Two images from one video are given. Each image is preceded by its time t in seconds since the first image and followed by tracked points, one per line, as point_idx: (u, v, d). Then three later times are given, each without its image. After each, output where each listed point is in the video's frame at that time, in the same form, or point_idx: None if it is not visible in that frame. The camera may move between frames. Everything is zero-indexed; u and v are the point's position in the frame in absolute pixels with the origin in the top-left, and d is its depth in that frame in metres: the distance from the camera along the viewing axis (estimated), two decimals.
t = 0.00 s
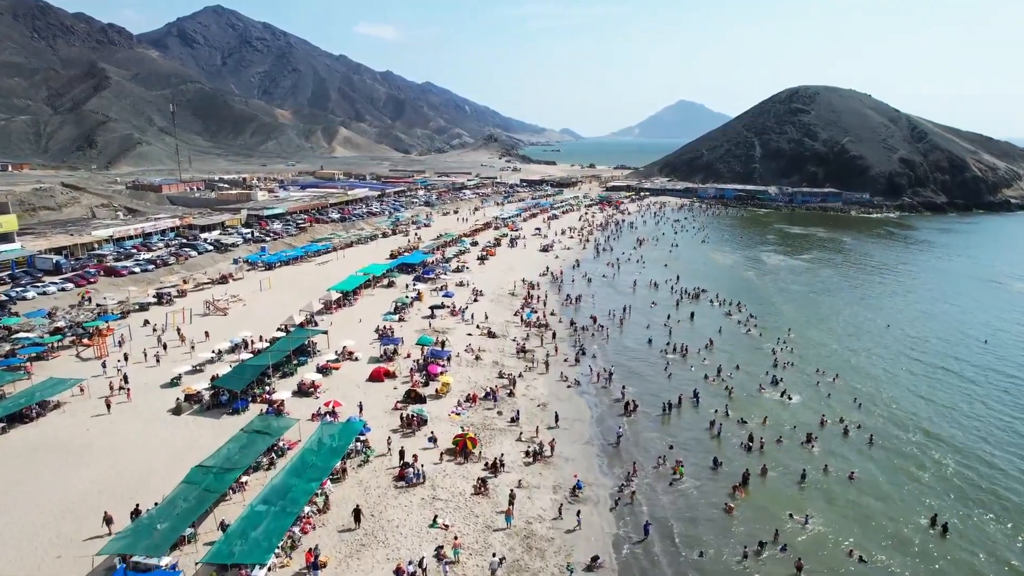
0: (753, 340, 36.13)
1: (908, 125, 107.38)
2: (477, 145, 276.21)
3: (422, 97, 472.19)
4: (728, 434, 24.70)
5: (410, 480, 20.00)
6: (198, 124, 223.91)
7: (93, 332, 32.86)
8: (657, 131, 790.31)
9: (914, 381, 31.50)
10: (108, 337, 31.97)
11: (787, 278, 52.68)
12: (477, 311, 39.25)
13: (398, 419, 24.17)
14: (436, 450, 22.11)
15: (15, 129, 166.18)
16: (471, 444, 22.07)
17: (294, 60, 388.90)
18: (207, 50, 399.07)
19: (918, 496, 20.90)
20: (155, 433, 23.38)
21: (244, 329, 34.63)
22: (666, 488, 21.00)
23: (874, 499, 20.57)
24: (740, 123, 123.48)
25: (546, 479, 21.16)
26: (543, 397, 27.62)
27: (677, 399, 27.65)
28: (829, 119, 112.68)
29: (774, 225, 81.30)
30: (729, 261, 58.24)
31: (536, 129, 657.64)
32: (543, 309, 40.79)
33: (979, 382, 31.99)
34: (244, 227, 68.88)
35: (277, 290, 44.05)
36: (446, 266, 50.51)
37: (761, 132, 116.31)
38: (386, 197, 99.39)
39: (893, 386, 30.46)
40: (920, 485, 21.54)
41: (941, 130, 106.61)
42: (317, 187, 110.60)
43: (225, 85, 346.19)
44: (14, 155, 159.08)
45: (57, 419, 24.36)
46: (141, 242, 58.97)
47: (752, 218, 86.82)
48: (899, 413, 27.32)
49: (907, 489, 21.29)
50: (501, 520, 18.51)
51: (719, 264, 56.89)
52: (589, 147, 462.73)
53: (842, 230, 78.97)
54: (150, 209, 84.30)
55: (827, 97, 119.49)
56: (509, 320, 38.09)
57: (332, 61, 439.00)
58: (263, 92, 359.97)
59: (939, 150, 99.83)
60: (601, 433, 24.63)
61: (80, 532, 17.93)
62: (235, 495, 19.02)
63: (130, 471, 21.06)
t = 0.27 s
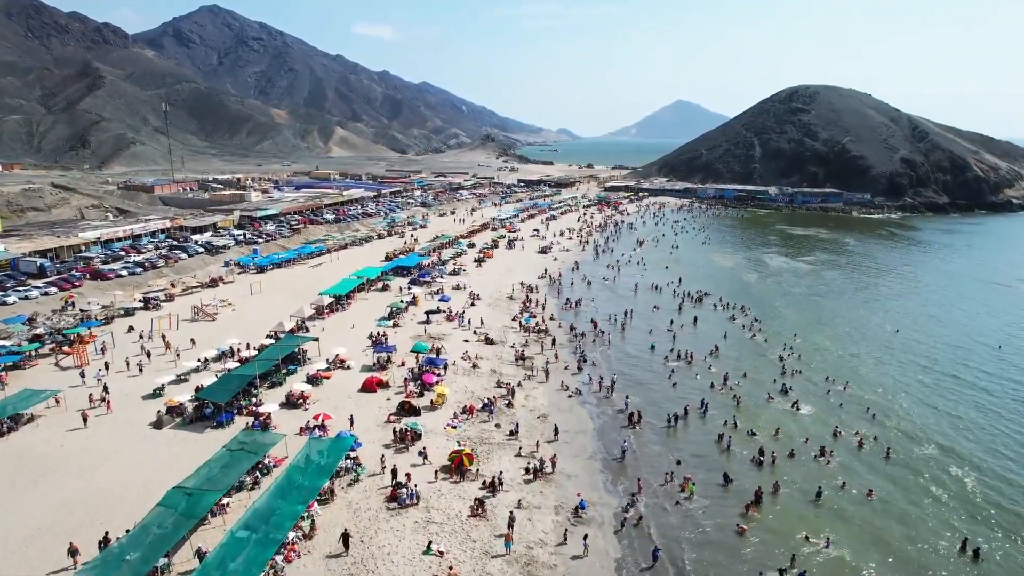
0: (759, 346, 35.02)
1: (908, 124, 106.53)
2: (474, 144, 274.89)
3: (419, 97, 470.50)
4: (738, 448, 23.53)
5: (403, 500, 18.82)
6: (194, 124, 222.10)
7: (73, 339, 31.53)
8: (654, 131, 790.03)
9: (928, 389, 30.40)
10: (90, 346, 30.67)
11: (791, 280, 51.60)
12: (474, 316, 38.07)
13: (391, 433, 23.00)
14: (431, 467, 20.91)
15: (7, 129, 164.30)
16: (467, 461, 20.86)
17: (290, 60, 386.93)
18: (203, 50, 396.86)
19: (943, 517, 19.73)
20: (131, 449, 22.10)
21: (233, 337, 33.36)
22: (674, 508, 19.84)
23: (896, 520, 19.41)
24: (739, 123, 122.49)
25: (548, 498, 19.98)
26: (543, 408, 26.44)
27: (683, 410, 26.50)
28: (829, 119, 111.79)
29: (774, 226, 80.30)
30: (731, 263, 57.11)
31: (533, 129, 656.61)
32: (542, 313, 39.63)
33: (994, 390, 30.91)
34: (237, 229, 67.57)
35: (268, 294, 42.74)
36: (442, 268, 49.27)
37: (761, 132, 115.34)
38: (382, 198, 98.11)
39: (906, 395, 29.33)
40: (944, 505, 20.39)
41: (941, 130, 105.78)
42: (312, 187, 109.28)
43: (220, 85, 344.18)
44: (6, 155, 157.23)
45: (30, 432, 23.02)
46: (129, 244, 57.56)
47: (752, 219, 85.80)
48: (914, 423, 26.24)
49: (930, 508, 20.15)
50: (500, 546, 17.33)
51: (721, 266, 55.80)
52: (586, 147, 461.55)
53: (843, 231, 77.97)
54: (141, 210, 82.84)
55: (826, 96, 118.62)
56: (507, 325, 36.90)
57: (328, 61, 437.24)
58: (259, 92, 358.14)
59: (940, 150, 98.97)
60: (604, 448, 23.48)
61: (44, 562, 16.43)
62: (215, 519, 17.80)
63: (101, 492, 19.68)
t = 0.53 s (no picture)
0: (765, 353, 33.93)
1: (909, 124, 105.70)
2: (471, 144, 273.57)
3: (416, 96, 468.81)
4: (749, 464, 22.37)
5: (395, 523, 17.67)
6: (189, 123, 220.20)
7: (53, 348, 30.20)
8: (651, 130, 789.58)
9: (942, 398, 29.31)
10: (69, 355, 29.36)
11: (795, 283, 50.56)
12: (471, 321, 36.91)
13: (384, 449, 21.84)
14: (425, 487, 19.72)
15: None
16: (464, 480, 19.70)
17: (286, 59, 384.95)
18: (199, 50, 394.67)
19: (970, 539, 18.56)
20: (107, 467, 20.81)
21: (220, 344, 32.10)
22: (684, 530, 18.71)
23: (921, 544, 18.23)
24: (739, 123, 121.56)
25: (549, 521, 18.83)
26: (543, 421, 25.28)
27: (689, 423, 25.35)
28: (830, 119, 110.90)
29: (775, 227, 79.32)
30: (733, 266, 56.04)
31: (530, 130, 655.34)
32: (541, 318, 38.49)
33: (1011, 399, 29.82)
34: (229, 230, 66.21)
35: (258, 299, 41.46)
36: (438, 271, 48.02)
37: (760, 132, 114.42)
38: (378, 198, 96.84)
39: (920, 405, 28.24)
40: (970, 526, 19.22)
41: (942, 130, 104.98)
42: (306, 187, 107.89)
43: (216, 85, 342.21)
44: None
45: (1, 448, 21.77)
46: (118, 246, 56.15)
47: (753, 219, 84.80)
48: (931, 434, 25.17)
49: (956, 529, 18.97)
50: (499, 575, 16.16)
51: (723, 269, 54.70)
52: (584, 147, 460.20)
53: (845, 232, 77.01)
54: (132, 211, 81.31)
55: (826, 96, 117.80)
56: (505, 331, 35.72)
57: (325, 61, 435.34)
58: (256, 92, 356.33)
59: (941, 150, 98.15)
60: (607, 463, 22.34)
61: None
62: (192, 546, 16.65)
63: (67, 518, 18.31)
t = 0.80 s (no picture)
0: (772, 360, 32.84)
1: (910, 124, 104.93)
2: (468, 144, 272.28)
3: (413, 96, 467.20)
4: (762, 482, 21.22)
5: (387, 548, 16.53)
6: (184, 123, 218.42)
7: (31, 356, 28.86)
8: (648, 130, 789.19)
9: (958, 408, 28.23)
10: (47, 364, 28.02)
11: (798, 286, 49.56)
12: (468, 327, 35.74)
13: (376, 466, 20.67)
14: (419, 509, 18.55)
15: None
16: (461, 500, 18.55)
17: (282, 59, 382.96)
18: (194, 49, 392.51)
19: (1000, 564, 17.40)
20: (80, 486, 19.53)
21: (207, 353, 30.82)
22: (694, 555, 17.56)
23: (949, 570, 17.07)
24: (738, 123, 120.66)
25: (551, 545, 17.68)
26: (543, 434, 24.12)
27: (697, 437, 24.21)
28: (829, 119, 110.11)
29: (777, 227, 78.35)
30: (735, 268, 54.99)
31: (527, 130, 654.20)
32: (540, 324, 37.34)
33: None
34: (221, 232, 64.87)
35: (249, 304, 40.18)
36: (434, 275, 46.85)
37: (760, 132, 113.52)
38: (374, 199, 95.54)
39: (935, 416, 27.16)
40: (998, 549, 18.07)
41: (943, 130, 104.24)
42: (301, 188, 106.41)
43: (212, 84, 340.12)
44: None
45: None
46: (106, 249, 54.72)
47: (753, 220, 83.83)
48: (949, 447, 24.09)
49: (984, 554, 17.82)
50: None
51: (725, 272, 53.64)
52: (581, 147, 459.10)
53: (847, 233, 76.09)
54: (124, 212, 79.88)
55: (826, 96, 117.03)
56: (504, 337, 34.57)
57: (321, 61, 433.53)
58: (252, 92, 354.50)
59: (942, 150, 97.32)
60: (611, 481, 21.19)
61: None
62: None
63: (33, 543, 17.02)
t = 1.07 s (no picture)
0: (779, 367, 31.78)
1: (910, 124, 104.17)
2: (466, 145, 270.97)
3: (411, 96, 465.61)
4: (775, 501, 20.09)
5: None
6: (178, 123, 216.53)
7: (7, 365, 27.56)
8: (645, 130, 788.71)
9: (974, 418, 27.17)
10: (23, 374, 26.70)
11: (803, 289, 48.55)
12: (465, 333, 34.60)
13: (367, 485, 19.51)
14: (412, 533, 17.40)
15: None
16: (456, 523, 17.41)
17: (279, 58, 381.07)
18: (191, 49, 390.46)
19: None
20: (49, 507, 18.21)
21: (193, 361, 29.59)
22: None
23: None
24: (738, 122, 119.78)
25: (554, 572, 16.53)
26: (544, 448, 22.98)
27: (704, 451, 23.09)
28: (829, 118, 109.28)
29: (778, 228, 77.40)
30: (738, 271, 53.99)
31: (524, 130, 652.97)
32: (539, 330, 36.22)
33: None
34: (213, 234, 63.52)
35: (239, 309, 38.94)
36: (430, 278, 45.69)
37: (760, 132, 112.65)
38: (369, 199, 94.29)
39: (952, 427, 26.08)
40: None
41: (944, 130, 103.49)
42: (296, 188, 105.03)
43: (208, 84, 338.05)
44: None
45: None
46: (93, 251, 53.32)
47: (754, 221, 82.85)
48: (968, 461, 23.01)
49: None
50: None
51: (728, 274, 52.61)
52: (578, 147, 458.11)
53: (849, 234, 75.19)
54: (114, 213, 78.45)
55: (826, 95, 116.27)
56: (502, 344, 33.44)
57: (318, 61, 431.72)
58: (248, 91, 352.50)
59: (944, 150, 96.52)
60: (615, 500, 20.06)
61: None
62: None
63: None
